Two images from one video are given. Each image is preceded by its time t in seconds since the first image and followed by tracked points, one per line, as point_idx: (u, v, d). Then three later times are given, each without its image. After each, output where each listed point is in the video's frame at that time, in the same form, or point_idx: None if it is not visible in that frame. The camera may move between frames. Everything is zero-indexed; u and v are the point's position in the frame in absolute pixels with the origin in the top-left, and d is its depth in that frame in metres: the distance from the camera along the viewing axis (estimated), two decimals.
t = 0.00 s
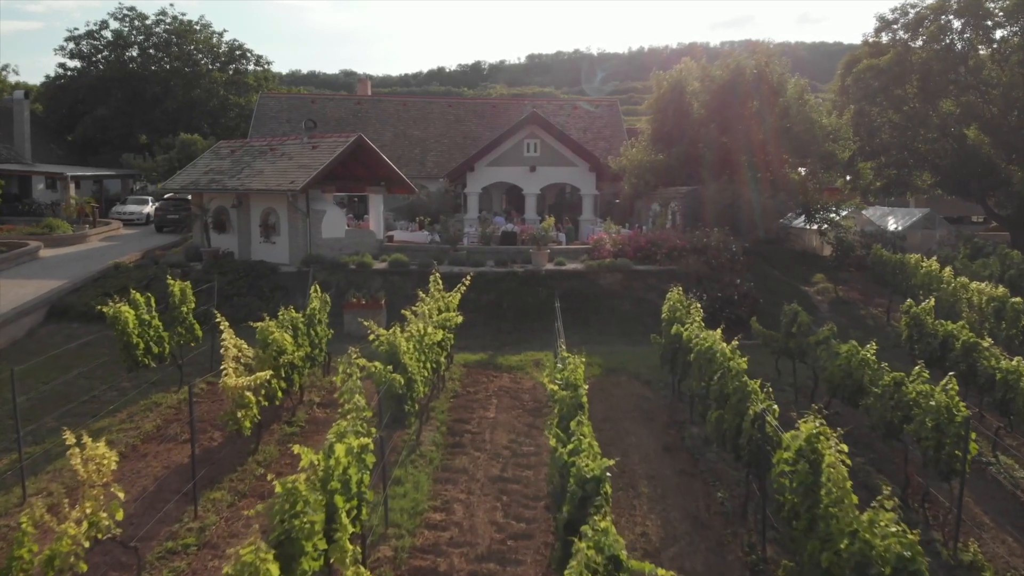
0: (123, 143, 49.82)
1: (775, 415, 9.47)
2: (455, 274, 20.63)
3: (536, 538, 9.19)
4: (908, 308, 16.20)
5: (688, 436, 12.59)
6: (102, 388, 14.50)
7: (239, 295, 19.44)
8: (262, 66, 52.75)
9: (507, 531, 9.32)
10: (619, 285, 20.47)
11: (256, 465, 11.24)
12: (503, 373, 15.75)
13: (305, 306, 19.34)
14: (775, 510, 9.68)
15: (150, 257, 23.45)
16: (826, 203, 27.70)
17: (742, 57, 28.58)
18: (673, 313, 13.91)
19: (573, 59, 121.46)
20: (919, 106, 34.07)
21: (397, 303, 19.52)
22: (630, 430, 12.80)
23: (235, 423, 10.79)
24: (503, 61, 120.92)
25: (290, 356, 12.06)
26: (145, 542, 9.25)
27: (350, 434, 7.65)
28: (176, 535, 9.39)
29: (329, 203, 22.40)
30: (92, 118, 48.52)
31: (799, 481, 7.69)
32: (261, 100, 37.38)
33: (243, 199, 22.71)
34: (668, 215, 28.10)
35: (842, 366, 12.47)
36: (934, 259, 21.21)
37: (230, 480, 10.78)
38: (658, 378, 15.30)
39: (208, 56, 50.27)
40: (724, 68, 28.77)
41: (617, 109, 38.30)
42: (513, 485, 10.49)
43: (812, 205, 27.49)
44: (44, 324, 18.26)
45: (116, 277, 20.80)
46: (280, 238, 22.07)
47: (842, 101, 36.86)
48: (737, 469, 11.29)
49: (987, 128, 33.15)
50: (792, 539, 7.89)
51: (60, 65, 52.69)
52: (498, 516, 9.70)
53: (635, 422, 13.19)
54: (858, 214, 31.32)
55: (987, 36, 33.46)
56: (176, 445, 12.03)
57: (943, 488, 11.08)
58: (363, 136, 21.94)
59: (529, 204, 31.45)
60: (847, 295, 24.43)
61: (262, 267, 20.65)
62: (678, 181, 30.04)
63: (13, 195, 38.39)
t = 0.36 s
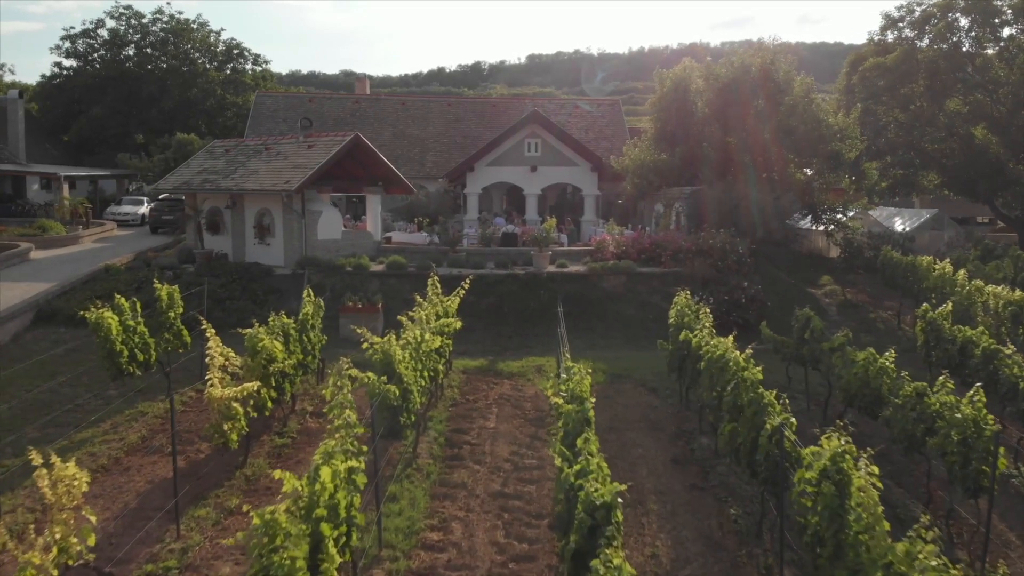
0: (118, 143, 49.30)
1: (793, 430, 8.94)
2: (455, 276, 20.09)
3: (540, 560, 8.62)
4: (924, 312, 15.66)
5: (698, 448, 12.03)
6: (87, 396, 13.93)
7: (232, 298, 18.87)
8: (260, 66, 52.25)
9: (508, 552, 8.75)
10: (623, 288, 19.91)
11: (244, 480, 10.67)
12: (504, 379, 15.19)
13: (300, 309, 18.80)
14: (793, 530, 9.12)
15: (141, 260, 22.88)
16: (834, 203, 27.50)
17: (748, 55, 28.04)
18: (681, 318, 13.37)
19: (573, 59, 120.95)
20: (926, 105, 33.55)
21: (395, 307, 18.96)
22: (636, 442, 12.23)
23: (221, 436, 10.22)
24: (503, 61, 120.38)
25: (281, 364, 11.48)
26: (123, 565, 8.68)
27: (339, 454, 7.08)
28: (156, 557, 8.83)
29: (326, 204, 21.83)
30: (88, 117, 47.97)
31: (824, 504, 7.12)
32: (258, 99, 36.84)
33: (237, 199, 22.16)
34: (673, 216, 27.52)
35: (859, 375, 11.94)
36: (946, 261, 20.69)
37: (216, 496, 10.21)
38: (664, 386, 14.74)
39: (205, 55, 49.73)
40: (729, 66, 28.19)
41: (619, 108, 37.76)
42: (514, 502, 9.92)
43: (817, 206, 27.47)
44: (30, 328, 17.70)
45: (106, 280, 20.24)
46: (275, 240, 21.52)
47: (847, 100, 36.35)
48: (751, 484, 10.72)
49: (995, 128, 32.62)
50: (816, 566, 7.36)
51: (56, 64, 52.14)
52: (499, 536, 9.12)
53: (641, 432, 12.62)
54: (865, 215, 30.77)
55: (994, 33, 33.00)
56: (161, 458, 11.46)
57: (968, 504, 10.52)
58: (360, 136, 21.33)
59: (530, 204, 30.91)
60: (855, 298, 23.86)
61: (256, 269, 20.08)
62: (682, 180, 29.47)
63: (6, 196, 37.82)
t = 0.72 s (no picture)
0: (114, 144, 48.73)
1: (814, 448, 8.42)
2: (454, 281, 19.50)
3: None
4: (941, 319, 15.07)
5: (708, 463, 11.44)
6: (70, 407, 13.35)
7: (224, 304, 18.30)
8: (258, 67, 51.70)
9: None
10: (628, 293, 19.34)
11: (230, 498, 10.10)
12: (504, 389, 14.61)
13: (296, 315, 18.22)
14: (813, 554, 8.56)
15: (132, 264, 22.31)
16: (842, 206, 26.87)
17: (753, 54, 27.50)
18: (690, 326, 12.82)
19: (573, 61, 120.41)
20: (933, 106, 32.98)
21: (392, 312, 18.38)
22: (644, 456, 11.65)
23: (206, 453, 9.65)
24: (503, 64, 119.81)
25: (270, 375, 10.90)
26: None
27: (325, 481, 6.52)
28: None
29: (322, 206, 21.25)
30: (83, 119, 47.41)
31: (855, 534, 6.64)
32: (255, 100, 36.28)
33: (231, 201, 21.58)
34: (677, 219, 26.94)
35: (878, 386, 11.38)
36: (959, 266, 20.12)
37: (200, 516, 9.64)
38: (672, 396, 14.16)
39: (203, 56, 49.17)
40: (734, 65, 27.62)
41: (621, 109, 37.20)
42: (516, 523, 9.34)
43: (825, 208, 26.88)
44: (16, 334, 17.14)
45: (96, 284, 19.68)
46: (269, 244, 20.94)
47: (852, 101, 35.77)
48: (766, 502, 10.15)
49: (1004, 129, 32.09)
50: None
51: (52, 65, 51.61)
52: (500, 560, 8.55)
53: (649, 446, 12.04)
54: (872, 217, 30.19)
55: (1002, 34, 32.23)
56: (145, 474, 10.89)
57: (995, 524, 9.95)
58: (357, 136, 20.78)
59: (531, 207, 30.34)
60: (864, 303, 23.28)
61: (249, 274, 19.50)
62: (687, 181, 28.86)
63: None
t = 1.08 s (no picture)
0: (110, 147, 48.11)
1: (837, 470, 7.88)
2: (453, 287, 18.91)
3: None
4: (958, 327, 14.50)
5: (720, 480, 10.87)
6: (51, 420, 12.77)
7: (215, 310, 17.72)
8: (256, 70, 51.20)
9: None
10: (632, 298, 18.76)
11: (214, 519, 9.52)
12: (505, 399, 14.02)
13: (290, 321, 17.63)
14: None
15: (123, 269, 21.72)
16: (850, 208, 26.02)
17: (759, 54, 26.99)
18: (699, 335, 12.26)
19: (574, 65, 119.98)
20: (941, 108, 32.48)
21: (389, 318, 17.81)
22: (652, 472, 11.06)
23: (187, 473, 9.09)
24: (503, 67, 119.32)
25: (257, 388, 10.34)
26: None
27: (308, 514, 5.99)
28: None
29: (317, 210, 20.65)
30: (78, 121, 46.85)
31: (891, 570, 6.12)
32: (251, 102, 35.73)
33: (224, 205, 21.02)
34: (681, 223, 26.35)
35: (899, 400, 10.84)
36: (973, 271, 19.58)
37: (182, 539, 9.07)
38: (680, 407, 13.58)
39: (199, 58, 48.65)
40: (739, 66, 27.09)
41: (622, 111, 36.69)
42: (517, 547, 8.76)
43: (832, 211, 26.01)
44: None
45: (84, 290, 19.10)
46: (263, 248, 20.33)
47: (858, 103, 35.27)
48: (782, 523, 9.57)
49: (1013, 131, 31.59)
50: None
51: (48, 67, 51.07)
52: None
53: (657, 462, 11.46)
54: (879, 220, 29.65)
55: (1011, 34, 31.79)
56: (127, 493, 10.32)
57: None
58: (354, 137, 20.28)
59: (532, 210, 29.79)
60: (873, 309, 22.73)
61: (242, 279, 18.93)
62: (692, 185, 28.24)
63: None
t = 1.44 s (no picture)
0: (105, 149, 47.60)
1: (862, 492, 7.37)
2: (452, 292, 18.35)
3: None
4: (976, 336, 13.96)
5: (732, 499, 10.31)
6: (30, 433, 12.21)
7: (206, 316, 17.17)
8: (254, 72, 50.78)
9: None
10: (636, 304, 18.20)
11: (197, 541, 8.95)
12: (505, 409, 13.45)
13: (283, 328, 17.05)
14: None
15: (113, 273, 21.17)
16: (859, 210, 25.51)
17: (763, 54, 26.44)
18: (709, 344, 11.69)
19: (573, 68, 119.56)
20: (948, 109, 31.98)
21: (386, 325, 17.24)
22: (660, 490, 10.50)
23: (166, 494, 8.53)
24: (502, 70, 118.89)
25: (243, 402, 9.77)
26: None
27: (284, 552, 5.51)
28: None
29: (312, 213, 20.08)
30: (74, 123, 46.31)
31: None
32: (248, 103, 35.21)
33: (217, 208, 20.47)
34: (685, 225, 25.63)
35: (921, 413, 10.31)
36: (987, 276, 19.04)
37: (161, 564, 8.50)
38: (687, 419, 13.02)
39: (197, 59, 48.13)
40: (744, 66, 26.53)
41: (624, 113, 36.13)
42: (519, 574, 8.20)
43: (839, 215, 25.57)
44: None
45: (72, 296, 18.55)
46: (257, 252, 19.74)
47: (863, 105, 34.79)
48: (800, 547, 9.01)
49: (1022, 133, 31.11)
50: None
51: (43, 69, 50.58)
52: None
53: (665, 478, 10.90)
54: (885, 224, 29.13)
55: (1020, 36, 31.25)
56: (105, 513, 9.76)
57: None
58: (351, 138, 19.75)
59: (533, 214, 29.22)
60: (882, 314, 22.19)
61: (234, 284, 18.37)
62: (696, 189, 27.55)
63: None
